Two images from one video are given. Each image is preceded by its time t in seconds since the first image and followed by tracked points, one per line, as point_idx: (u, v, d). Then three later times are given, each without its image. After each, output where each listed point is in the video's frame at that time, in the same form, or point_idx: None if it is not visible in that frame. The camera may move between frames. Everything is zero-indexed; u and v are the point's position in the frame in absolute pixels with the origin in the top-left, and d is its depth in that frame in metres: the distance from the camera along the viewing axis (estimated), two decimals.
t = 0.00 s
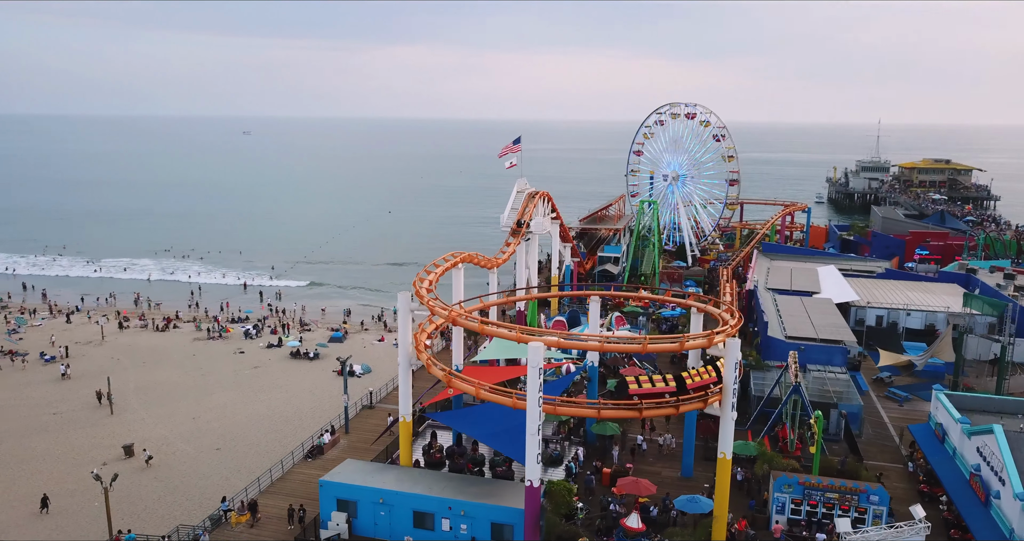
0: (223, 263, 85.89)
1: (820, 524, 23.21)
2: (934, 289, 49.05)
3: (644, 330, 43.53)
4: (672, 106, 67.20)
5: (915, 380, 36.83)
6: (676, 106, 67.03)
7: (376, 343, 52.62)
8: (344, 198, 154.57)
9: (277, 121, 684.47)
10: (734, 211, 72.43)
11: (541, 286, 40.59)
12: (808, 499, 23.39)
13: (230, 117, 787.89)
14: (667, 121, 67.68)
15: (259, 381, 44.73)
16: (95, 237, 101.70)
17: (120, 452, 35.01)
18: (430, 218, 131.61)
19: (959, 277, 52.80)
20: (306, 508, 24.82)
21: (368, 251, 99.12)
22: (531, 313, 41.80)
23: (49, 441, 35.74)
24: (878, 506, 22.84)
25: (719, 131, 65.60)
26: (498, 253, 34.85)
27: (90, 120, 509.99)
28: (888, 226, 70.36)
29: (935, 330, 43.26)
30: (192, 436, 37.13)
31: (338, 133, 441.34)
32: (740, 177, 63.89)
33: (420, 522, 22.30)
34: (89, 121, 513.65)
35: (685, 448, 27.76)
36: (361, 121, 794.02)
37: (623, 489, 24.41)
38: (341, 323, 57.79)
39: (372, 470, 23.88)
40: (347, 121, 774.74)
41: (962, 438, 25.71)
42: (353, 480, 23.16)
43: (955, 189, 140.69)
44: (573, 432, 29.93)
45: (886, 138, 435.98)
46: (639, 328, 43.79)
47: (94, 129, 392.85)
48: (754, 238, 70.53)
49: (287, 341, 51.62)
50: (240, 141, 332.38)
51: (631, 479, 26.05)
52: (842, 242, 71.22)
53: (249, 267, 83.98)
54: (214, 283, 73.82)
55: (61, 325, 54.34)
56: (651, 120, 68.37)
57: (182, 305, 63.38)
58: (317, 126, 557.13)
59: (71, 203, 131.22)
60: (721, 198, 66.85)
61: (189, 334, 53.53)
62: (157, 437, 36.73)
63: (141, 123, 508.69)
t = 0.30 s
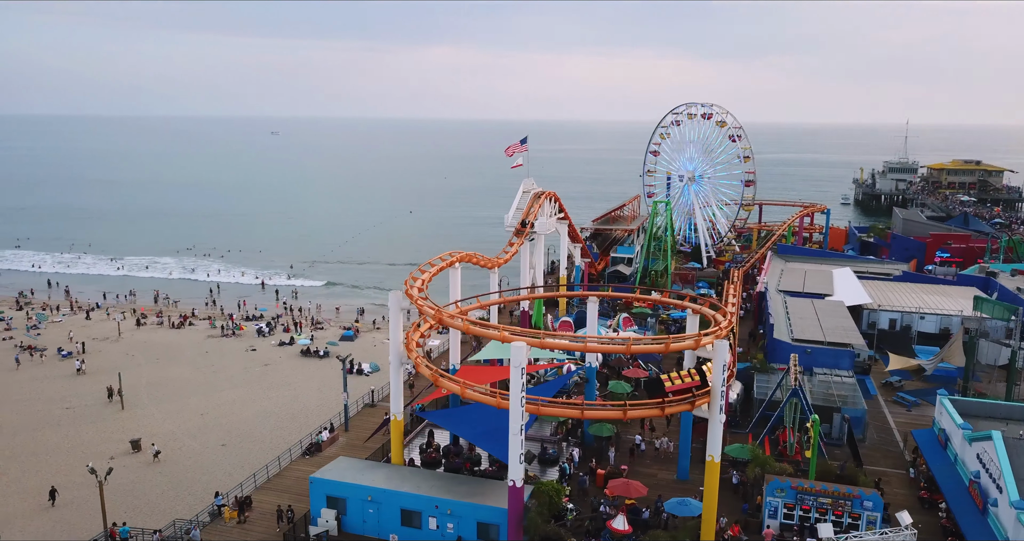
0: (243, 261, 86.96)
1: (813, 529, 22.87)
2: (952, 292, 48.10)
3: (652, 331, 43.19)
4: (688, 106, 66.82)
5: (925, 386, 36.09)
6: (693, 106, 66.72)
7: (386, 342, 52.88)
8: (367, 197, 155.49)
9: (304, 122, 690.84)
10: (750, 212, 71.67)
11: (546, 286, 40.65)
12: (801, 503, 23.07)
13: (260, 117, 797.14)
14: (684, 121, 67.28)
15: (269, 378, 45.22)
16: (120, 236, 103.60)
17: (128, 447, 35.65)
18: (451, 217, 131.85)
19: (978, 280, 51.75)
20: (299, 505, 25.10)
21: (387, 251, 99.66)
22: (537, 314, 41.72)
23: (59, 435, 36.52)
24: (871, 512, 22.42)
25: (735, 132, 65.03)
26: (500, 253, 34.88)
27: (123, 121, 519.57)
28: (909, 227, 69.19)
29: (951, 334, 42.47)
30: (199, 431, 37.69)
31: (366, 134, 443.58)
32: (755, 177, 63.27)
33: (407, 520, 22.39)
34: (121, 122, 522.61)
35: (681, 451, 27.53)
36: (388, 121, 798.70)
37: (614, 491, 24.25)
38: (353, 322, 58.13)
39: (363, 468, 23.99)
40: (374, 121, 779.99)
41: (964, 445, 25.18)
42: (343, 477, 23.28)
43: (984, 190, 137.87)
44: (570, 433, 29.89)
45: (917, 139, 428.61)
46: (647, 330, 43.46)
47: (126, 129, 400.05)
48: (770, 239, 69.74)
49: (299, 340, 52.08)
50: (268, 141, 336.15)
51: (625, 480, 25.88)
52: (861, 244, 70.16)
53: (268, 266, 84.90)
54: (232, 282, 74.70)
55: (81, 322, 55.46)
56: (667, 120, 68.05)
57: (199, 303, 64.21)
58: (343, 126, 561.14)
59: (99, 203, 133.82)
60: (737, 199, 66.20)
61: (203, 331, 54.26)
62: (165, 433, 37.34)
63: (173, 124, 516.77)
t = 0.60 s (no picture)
0: (262, 261, 87.92)
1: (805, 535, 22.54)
2: (970, 296, 47.08)
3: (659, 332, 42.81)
4: (704, 106, 66.02)
5: (936, 391, 35.46)
6: (709, 106, 65.94)
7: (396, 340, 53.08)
8: (388, 197, 156.21)
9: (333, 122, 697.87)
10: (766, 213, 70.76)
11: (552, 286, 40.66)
12: (793, 509, 22.78)
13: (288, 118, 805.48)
14: (700, 121, 66.51)
15: (279, 376, 45.68)
16: (145, 234, 105.37)
17: (136, 442, 36.20)
18: (471, 217, 131.98)
19: (998, 283, 50.57)
20: (292, 502, 25.30)
21: (406, 251, 100.12)
22: (542, 315, 41.67)
23: (70, 428, 37.19)
24: (865, 519, 22.07)
25: (752, 132, 64.19)
26: (503, 253, 34.93)
27: (154, 122, 527.51)
28: (930, 229, 67.84)
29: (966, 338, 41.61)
30: (207, 427, 38.17)
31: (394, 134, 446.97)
32: (771, 179, 62.48)
33: (395, 518, 22.46)
34: (152, 122, 532.65)
35: (677, 454, 27.29)
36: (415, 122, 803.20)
37: (606, 494, 24.08)
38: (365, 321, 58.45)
39: (354, 466, 24.14)
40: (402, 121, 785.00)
41: (964, 451, 24.68)
42: (334, 475, 23.46)
43: (1017, 192, 134.59)
44: (568, 435, 29.75)
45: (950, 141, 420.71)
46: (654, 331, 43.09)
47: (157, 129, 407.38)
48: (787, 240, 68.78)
49: (310, 338, 52.54)
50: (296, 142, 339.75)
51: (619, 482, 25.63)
52: (881, 246, 68.96)
53: (286, 265, 85.73)
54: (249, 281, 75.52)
55: (99, 318, 56.46)
56: (683, 121, 67.36)
57: (215, 302, 65.02)
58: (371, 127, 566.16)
59: (127, 202, 136.33)
60: (753, 201, 65.38)
61: (217, 328, 54.97)
62: (173, 428, 37.87)
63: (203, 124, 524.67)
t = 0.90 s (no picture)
0: (281, 260, 88.77)
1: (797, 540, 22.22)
2: (988, 300, 46.10)
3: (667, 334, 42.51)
4: (721, 106, 65.18)
5: (947, 396, 34.75)
6: (726, 106, 65.04)
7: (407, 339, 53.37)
8: (410, 196, 156.88)
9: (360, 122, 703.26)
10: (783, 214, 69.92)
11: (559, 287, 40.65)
12: (785, 514, 22.43)
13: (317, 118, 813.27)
14: (717, 122, 65.73)
15: (289, 373, 46.19)
16: (170, 233, 107.31)
17: (145, 436, 36.83)
18: (491, 218, 132.06)
19: (1018, 287, 49.41)
20: (286, 498, 25.54)
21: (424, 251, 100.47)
22: (549, 316, 41.62)
23: (81, 422, 37.95)
24: (857, 525, 21.76)
25: (769, 133, 63.30)
26: (506, 253, 34.98)
27: (187, 123, 536.83)
28: (952, 232, 66.54)
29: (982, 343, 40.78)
30: (215, 423, 38.68)
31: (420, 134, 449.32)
32: (789, 181, 61.67)
33: (384, 517, 22.55)
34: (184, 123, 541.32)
35: (673, 456, 27.05)
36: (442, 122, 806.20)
37: (597, 496, 23.93)
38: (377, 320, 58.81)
39: (346, 463, 24.30)
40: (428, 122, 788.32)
41: (966, 459, 24.13)
42: (325, 472, 23.62)
43: None
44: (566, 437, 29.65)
45: (984, 141, 412.08)
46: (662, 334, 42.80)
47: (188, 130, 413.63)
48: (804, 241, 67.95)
49: (322, 336, 53.06)
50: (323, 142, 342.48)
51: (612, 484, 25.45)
52: (901, 249, 67.79)
53: (305, 265, 86.47)
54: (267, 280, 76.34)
55: (119, 315, 57.55)
56: (700, 121, 66.61)
57: (232, 300, 65.84)
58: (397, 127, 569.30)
59: (155, 202, 138.95)
60: (770, 202, 64.58)
61: (232, 326, 55.69)
62: (181, 424, 38.44)
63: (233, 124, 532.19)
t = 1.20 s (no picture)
0: (301, 259, 89.56)
1: None
2: (1008, 304, 45.05)
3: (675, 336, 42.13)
4: (738, 107, 64.37)
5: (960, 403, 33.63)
6: (744, 107, 64.21)
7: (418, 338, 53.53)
8: (432, 196, 157.37)
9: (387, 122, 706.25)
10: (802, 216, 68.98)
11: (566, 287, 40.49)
12: (778, 520, 22.15)
13: (345, 119, 820.05)
14: (734, 122, 64.93)
15: (299, 371, 46.63)
16: (194, 232, 109.03)
17: (154, 432, 37.36)
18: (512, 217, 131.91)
19: None
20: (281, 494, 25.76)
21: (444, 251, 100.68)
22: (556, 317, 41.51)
23: (93, 418, 38.62)
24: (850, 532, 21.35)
25: (786, 133, 62.32)
26: (509, 254, 35.01)
27: (220, 124, 544.55)
28: (976, 235, 65.11)
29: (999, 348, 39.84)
30: (223, 420, 39.10)
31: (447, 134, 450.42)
32: (806, 182, 60.72)
33: (374, 515, 22.65)
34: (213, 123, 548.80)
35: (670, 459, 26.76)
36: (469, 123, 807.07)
37: (589, 498, 23.77)
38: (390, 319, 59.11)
39: (339, 462, 24.47)
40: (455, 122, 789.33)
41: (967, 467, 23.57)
42: (317, 470, 23.79)
43: None
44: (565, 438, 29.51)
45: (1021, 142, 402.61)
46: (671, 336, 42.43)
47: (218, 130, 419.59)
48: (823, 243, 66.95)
49: (334, 335, 53.49)
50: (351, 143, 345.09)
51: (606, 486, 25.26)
52: (924, 251, 66.52)
53: (324, 264, 87.16)
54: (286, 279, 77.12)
55: (138, 312, 58.51)
56: (717, 122, 65.85)
57: (249, 298, 66.61)
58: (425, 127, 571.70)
59: (181, 201, 141.31)
60: (787, 204, 63.65)
61: (246, 324, 56.38)
62: (190, 420, 38.94)
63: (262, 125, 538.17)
